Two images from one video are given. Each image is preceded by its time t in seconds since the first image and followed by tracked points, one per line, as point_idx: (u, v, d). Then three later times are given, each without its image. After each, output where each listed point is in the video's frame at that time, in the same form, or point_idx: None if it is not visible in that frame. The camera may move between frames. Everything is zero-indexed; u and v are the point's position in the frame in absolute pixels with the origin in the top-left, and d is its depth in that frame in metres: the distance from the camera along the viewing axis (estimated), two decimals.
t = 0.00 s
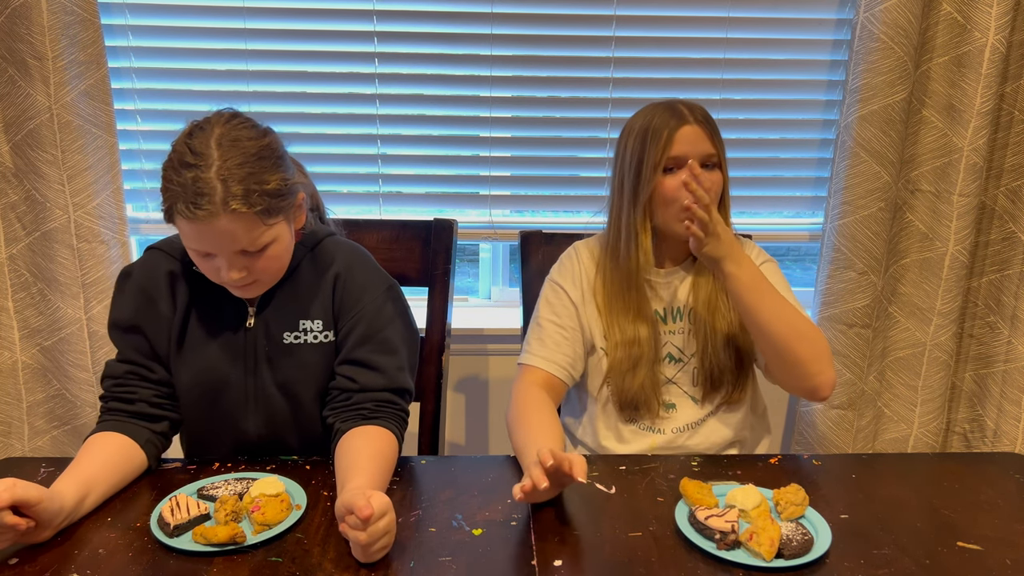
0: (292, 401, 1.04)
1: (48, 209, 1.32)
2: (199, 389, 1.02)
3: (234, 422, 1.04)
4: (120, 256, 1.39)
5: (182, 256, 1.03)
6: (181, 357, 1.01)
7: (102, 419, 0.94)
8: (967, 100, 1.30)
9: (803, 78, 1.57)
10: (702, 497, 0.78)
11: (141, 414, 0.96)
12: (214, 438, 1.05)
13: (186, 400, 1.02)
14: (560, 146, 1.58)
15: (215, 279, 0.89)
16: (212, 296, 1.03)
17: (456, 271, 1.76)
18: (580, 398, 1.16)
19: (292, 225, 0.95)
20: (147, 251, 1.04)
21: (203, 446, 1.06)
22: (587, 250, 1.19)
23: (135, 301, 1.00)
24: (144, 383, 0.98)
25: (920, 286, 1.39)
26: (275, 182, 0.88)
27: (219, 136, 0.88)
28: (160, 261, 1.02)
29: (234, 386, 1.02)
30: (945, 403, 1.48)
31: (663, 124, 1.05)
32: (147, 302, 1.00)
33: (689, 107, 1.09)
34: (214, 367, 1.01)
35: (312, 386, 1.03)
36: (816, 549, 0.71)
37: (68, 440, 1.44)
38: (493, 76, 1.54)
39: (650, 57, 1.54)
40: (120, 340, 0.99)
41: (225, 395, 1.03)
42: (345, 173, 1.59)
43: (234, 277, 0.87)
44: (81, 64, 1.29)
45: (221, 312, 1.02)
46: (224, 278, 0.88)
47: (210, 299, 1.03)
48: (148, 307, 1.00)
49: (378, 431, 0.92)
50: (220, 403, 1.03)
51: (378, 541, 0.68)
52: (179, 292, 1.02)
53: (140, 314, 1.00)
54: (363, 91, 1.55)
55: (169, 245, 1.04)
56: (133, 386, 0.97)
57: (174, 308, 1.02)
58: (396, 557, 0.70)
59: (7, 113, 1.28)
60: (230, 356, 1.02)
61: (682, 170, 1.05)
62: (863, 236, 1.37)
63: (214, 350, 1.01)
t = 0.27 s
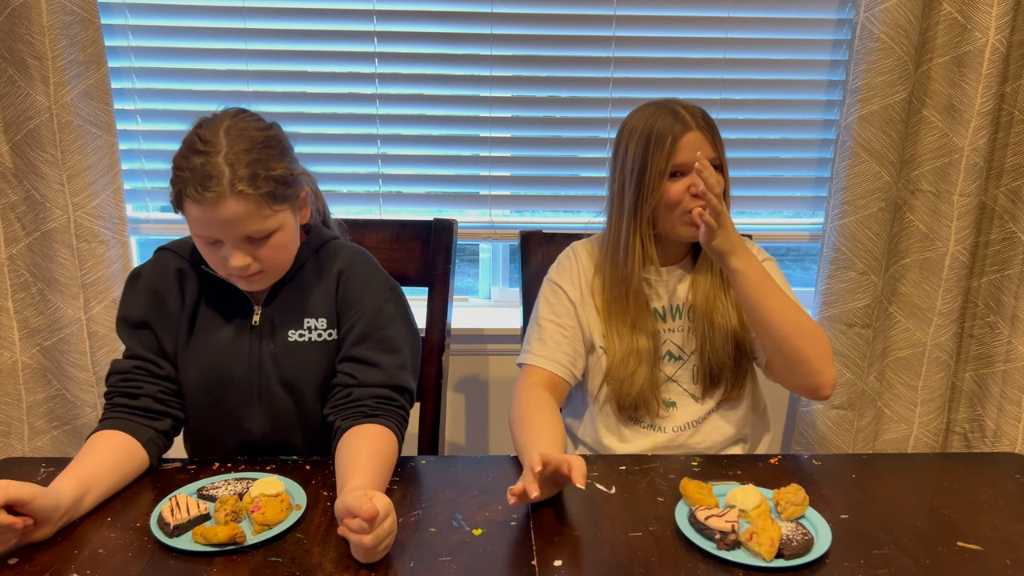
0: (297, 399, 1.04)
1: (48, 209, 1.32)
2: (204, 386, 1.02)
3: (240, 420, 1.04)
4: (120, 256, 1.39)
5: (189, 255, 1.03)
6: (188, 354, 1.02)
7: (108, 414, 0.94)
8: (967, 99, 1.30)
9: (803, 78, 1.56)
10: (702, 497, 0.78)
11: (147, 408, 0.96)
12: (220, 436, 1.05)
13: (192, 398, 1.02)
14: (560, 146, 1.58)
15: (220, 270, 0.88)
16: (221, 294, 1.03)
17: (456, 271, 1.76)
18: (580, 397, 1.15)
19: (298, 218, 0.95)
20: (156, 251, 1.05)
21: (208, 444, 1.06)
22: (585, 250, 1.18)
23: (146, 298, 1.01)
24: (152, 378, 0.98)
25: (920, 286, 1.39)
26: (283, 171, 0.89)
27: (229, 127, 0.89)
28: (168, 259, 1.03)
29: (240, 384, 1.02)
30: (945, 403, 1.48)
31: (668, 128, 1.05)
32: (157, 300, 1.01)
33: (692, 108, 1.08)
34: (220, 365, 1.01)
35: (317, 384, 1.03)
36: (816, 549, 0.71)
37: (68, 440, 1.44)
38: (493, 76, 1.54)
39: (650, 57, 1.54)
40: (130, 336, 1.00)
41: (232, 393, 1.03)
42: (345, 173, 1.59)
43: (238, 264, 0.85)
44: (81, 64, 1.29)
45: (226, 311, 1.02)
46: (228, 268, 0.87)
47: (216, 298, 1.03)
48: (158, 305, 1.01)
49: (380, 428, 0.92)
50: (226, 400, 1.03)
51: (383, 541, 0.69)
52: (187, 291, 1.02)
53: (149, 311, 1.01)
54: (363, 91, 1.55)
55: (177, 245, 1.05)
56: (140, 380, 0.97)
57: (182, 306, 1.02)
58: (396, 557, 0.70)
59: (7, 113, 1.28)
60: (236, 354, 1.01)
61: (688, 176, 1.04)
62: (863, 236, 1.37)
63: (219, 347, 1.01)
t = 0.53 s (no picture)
0: (299, 398, 1.04)
1: (48, 209, 1.32)
2: (204, 386, 1.02)
3: (240, 419, 1.04)
4: (120, 256, 1.39)
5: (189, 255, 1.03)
6: (187, 354, 1.01)
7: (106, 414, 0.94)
8: (967, 100, 1.30)
9: (803, 78, 1.56)
10: (702, 497, 0.78)
11: (145, 409, 0.96)
12: (220, 436, 1.05)
13: (191, 398, 1.02)
14: (561, 146, 1.58)
15: (223, 239, 0.89)
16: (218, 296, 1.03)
17: (456, 271, 1.76)
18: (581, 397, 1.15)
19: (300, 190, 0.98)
20: (155, 252, 1.05)
21: (208, 444, 1.05)
22: (584, 249, 1.18)
23: (143, 299, 1.01)
24: (150, 379, 0.98)
25: (919, 286, 1.39)
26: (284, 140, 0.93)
27: (234, 100, 0.95)
28: (167, 260, 1.03)
29: (240, 383, 1.02)
30: (945, 403, 1.48)
31: (672, 131, 1.04)
32: (156, 300, 1.01)
33: (694, 108, 1.08)
34: (220, 364, 1.01)
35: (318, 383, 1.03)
36: (816, 549, 0.71)
37: (68, 441, 1.44)
38: (493, 76, 1.54)
39: (650, 57, 1.54)
40: (128, 336, 0.99)
41: (233, 392, 1.03)
42: (345, 173, 1.59)
43: (243, 221, 0.88)
44: (81, 64, 1.29)
45: (225, 311, 1.02)
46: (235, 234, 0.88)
47: (215, 297, 1.03)
48: (156, 306, 1.01)
49: (383, 426, 0.92)
50: (226, 400, 1.03)
51: (370, 536, 0.69)
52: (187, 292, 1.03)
53: (148, 311, 1.00)
54: (363, 91, 1.55)
55: (175, 245, 1.05)
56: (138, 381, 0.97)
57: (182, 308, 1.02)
58: (396, 558, 0.70)
59: (7, 113, 1.28)
60: (236, 353, 1.01)
61: (692, 180, 1.05)
62: (863, 236, 1.37)
63: (219, 347, 1.01)
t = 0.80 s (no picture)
0: (301, 399, 1.04)
1: (48, 209, 1.32)
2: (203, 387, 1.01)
3: (241, 420, 1.04)
4: (120, 256, 1.39)
5: (187, 256, 1.03)
6: (184, 355, 1.01)
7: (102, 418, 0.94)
8: (967, 100, 1.30)
9: (803, 78, 1.56)
10: (702, 497, 0.78)
11: (140, 412, 0.95)
12: (221, 436, 1.05)
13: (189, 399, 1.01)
14: (560, 146, 1.58)
15: (233, 221, 0.92)
16: (217, 306, 1.03)
17: (456, 271, 1.76)
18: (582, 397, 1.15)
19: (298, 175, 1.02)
20: (151, 253, 1.05)
21: (208, 444, 1.05)
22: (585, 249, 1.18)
23: (138, 300, 1.00)
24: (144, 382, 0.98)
25: (920, 286, 1.39)
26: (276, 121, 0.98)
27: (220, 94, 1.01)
28: (164, 261, 1.03)
29: (241, 384, 1.02)
30: (945, 403, 1.48)
31: (675, 131, 1.04)
32: (151, 302, 1.01)
33: (697, 109, 1.08)
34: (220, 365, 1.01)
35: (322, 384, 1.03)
36: (816, 549, 0.71)
37: (68, 441, 1.44)
38: (493, 76, 1.54)
39: (650, 57, 1.54)
40: (123, 338, 0.99)
41: (233, 393, 1.02)
42: (345, 173, 1.59)
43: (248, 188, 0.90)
44: (81, 64, 1.29)
45: (226, 312, 1.02)
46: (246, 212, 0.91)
47: (214, 298, 1.03)
48: (152, 307, 1.00)
49: (384, 427, 0.92)
50: (227, 400, 1.03)
51: (369, 536, 0.69)
52: (185, 293, 1.02)
53: (143, 312, 1.00)
54: (363, 91, 1.55)
55: (172, 245, 1.05)
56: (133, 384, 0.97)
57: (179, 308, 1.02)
58: (395, 558, 0.70)
59: (7, 113, 1.28)
60: (237, 354, 1.01)
61: (693, 181, 1.05)
62: (863, 236, 1.37)
63: (219, 347, 1.01)
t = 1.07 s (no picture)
0: (314, 397, 1.04)
1: (48, 209, 1.32)
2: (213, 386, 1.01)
3: (251, 419, 1.03)
4: (120, 256, 1.39)
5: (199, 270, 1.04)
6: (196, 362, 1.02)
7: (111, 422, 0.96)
8: (967, 99, 1.30)
9: (803, 78, 1.56)
10: (702, 497, 0.78)
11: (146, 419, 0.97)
12: (230, 435, 1.03)
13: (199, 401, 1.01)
14: (560, 146, 1.58)
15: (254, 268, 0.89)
16: (226, 312, 1.03)
17: (456, 271, 1.76)
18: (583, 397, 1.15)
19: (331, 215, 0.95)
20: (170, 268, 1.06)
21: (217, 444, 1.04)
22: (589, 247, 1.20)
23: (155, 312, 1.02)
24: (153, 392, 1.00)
25: (920, 286, 1.39)
26: (325, 142, 0.94)
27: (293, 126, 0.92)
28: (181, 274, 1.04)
29: (253, 383, 1.02)
30: (945, 403, 1.48)
31: (670, 120, 1.06)
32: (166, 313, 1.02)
33: (701, 104, 1.09)
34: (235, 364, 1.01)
35: (336, 382, 1.04)
36: (816, 549, 0.71)
37: (69, 440, 1.44)
38: (493, 76, 1.54)
39: (650, 57, 1.54)
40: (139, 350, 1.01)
41: (244, 392, 1.02)
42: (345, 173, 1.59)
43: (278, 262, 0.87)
44: (81, 64, 1.29)
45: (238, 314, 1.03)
46: (258, 223, 0.85)
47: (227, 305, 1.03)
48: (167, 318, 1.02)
49: (390, 428, 0.93)
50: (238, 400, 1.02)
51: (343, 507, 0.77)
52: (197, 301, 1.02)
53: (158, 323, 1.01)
54: (363, 91, 1.55)
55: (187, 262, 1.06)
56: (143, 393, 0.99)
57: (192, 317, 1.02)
58: (396, 557, 0.70)
59: (7, 113, 1.28)
60: (251, 352, 1.02)
61: (682, 172, 1.07)
62: (863, 236, 1.37)
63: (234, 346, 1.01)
